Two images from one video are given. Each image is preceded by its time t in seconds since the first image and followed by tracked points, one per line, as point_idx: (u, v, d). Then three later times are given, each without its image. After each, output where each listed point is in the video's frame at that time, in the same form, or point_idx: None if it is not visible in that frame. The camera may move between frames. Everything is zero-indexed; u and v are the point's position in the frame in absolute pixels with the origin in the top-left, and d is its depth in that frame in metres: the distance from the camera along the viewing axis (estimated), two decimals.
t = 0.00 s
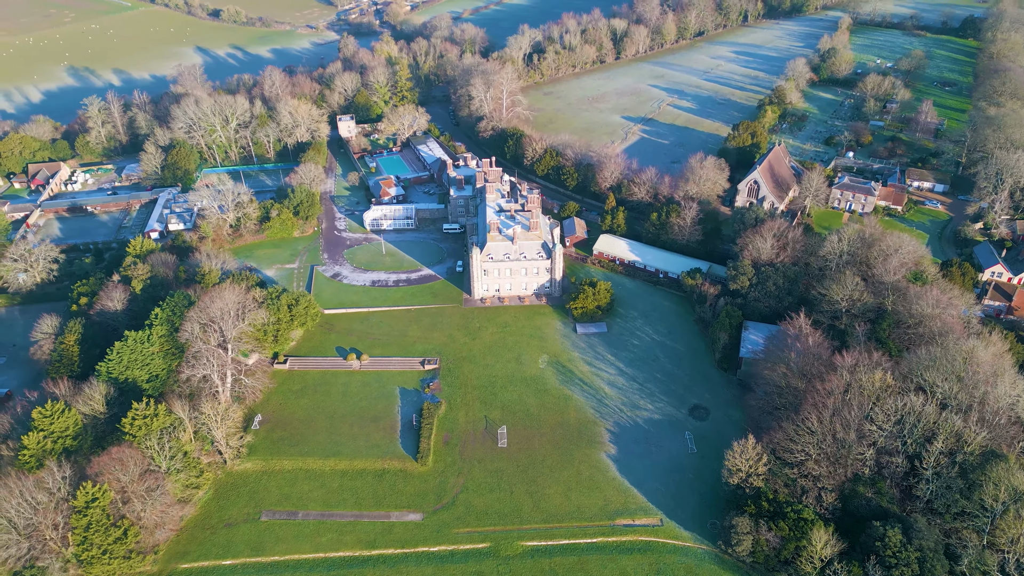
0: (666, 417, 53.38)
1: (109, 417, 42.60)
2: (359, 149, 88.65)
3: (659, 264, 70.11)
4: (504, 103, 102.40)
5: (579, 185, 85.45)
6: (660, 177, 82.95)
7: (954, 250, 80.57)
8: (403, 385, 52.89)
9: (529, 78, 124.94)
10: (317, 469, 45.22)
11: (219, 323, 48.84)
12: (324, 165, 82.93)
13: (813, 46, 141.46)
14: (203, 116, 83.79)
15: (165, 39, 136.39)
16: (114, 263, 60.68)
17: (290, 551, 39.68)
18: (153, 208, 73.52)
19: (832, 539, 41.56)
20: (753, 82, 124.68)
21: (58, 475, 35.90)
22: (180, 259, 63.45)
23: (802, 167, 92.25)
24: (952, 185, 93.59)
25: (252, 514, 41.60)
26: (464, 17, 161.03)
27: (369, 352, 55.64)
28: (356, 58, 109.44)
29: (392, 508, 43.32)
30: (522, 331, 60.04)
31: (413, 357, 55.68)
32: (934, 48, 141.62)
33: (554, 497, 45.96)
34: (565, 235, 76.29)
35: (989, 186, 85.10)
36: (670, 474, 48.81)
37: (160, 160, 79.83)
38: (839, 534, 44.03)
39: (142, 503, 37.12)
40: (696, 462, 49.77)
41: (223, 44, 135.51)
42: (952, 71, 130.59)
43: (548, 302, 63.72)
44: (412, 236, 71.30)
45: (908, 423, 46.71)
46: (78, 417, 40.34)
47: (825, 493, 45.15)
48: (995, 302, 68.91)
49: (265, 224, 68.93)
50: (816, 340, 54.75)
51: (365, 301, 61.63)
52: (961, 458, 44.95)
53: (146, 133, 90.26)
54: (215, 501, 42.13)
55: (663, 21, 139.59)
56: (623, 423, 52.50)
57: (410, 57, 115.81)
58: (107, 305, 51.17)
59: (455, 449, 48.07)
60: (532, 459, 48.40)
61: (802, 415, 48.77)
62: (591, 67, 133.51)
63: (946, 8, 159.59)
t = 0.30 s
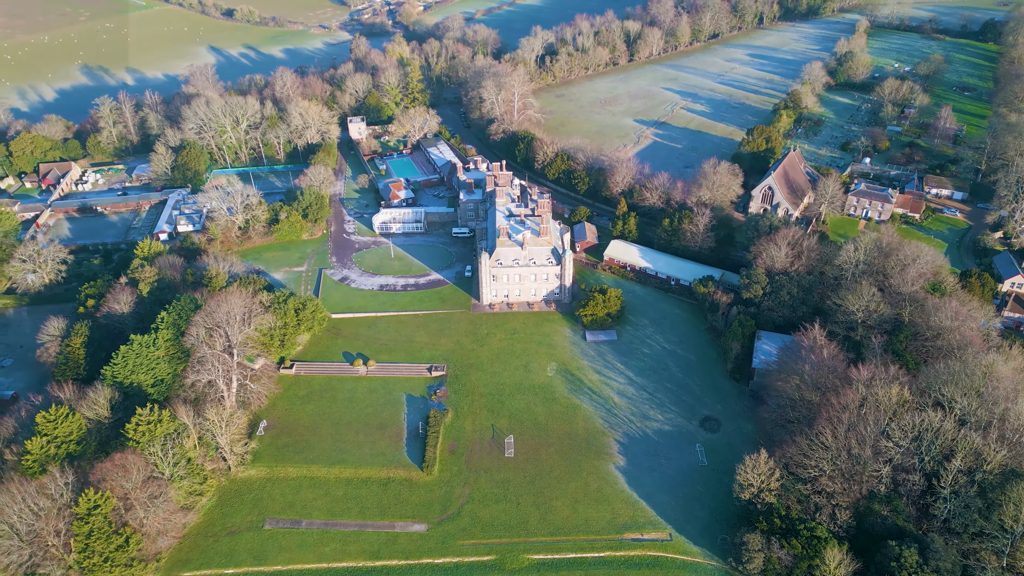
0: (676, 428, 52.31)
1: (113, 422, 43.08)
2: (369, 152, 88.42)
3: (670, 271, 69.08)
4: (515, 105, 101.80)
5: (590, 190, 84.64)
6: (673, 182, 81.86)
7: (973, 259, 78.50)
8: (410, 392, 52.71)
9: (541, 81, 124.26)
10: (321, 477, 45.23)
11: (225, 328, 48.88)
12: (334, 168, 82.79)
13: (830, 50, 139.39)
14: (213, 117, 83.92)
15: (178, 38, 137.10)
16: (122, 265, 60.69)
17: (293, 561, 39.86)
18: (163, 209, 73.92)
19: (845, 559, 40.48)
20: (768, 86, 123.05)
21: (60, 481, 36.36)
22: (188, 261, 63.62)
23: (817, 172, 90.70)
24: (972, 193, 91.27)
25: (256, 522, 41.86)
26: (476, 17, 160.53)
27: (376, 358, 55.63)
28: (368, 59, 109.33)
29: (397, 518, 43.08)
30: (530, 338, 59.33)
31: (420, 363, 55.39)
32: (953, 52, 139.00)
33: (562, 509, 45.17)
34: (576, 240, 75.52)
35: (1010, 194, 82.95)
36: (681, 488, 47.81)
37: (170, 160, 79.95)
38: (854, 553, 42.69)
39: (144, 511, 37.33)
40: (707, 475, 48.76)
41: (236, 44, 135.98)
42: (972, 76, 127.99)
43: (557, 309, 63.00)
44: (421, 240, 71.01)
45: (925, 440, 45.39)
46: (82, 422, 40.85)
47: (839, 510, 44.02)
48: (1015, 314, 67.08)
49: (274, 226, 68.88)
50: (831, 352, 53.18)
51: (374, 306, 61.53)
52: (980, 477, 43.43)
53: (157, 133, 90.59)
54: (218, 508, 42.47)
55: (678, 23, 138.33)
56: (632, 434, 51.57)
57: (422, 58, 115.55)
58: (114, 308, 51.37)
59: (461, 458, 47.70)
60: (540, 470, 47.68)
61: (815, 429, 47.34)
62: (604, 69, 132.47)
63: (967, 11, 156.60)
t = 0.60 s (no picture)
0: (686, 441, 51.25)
1: (117, 427, 44.42)
2: (379, 153, 88.03)
3: (682, 278, 68.05)
4: (526, 108, 100.99)
5: (601, 195, 83.70)
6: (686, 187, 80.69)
7: (993, 270, 75.76)
8: (416, 399, 52.82)
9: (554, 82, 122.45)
10: (325, 486, 45.54)
11: (232, 333, 49.04)
12: (344, 171, 83.13)
13: (848, 53, 137.20)
14: (224, 118, 84.07)
15: (192, 38, 138.75)
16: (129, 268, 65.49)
17: (295, 570, 40.00)
18: (172, 210, 74.51)
19: None
20: (782, 87, 121.25)
21: (62, 488, 37.57)
22: (196, 263, 63.84)
23: (832, 178, 88.93)
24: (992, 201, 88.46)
25: (259, 530, 42.24)
26: (489, 19, 160.16)
27: (383, 364, 55.69)
28: (379, 61, 109.47)
29: (402, 528, 42.94)
30: (539, 345, 58.78)
31: (428, 369, 55.62)
32: (973, 57, 135.81)
33: (569, 521, 44.42)
34: (586, 245, 74.58)
35: None
36: (690, 501, 46.76)
37: (180, 160, 80.35)
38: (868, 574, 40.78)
39: (145, 519, 38.20)
40: (717, 487, 47.78)
41: (250, 44, 137.03)
42: (992, 81, 124.82)
43: (567, 315, 62.36)
44: (430, 244, 70.98)
45: (943, 456, 42.86)
46: (85, 427, 42.19)
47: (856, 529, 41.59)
48: None
49: (282, 229, 69.06)
50: (846, 366, 50.36)
51: (383, 311, 61.48)
52: (999, 496, 40.38)
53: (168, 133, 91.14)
54: (221, 516, 43.05)
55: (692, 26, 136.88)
56: (641, 445, 50.72)
57: (433, 60, 115.68)
58: (120, 310, 53.11)
59: (467, 467, 47.46)
60: (547, 481, 47.06)
61: (826, 442, 45.23)
62: (617, 71, 131.27)
63: (988, 13, 152.91)
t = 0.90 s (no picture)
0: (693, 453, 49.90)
1: (120, 434, 44.79)
2: (390, 157, 89.62)
3: (690, 285, 66.98)
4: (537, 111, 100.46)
5: (613, 200, 83.03)
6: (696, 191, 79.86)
7: (1012, 281, 73.44)
8: (422, 406, 52.22)
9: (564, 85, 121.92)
10: (329, 494, 45.06)
11: (236, 339, 49.72)
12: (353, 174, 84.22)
13: (864, 56, 135.77)
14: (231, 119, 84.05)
15: (205, 39, 140.70)
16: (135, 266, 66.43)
17: None
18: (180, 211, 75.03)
19: None
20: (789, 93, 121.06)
21: (64, 494, 38.62)
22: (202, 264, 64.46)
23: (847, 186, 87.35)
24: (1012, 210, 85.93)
25: (261, 539, 41.79)
26: (499, 19, 160.10)
27: (389, 370, 55.36)
28: (389, 63, 110.55)
29: (405, 539, 42.38)
30: (546, 353, 58.18)
31: (434, 376, 55.06)
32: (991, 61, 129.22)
33: (576, 536, 43.54)
34: (595, 250, 74.15)
35: None
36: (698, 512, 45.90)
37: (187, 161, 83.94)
38: None
39: (147, 527, 38.40)
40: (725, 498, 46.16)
41: (262, 44, 138.62)
42: (1012, 86, 120.04)
43: (576, 323, 61.67)
44: (439, 248, 70.88)
45: (960, 475, 41.18)
46: (87, 433, 42.47)
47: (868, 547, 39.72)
48: None
49: (290, 233, 68.99)
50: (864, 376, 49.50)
51: (389, 316, 61.37)
52: (1021, 517, 38.32)
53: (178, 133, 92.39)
54: (224, 522, 42.72)
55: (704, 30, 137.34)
56: (650, 456, 49.89)
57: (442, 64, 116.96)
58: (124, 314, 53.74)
59: (472, 477, 46.86)
60: (552, 492, 46.35)
61: (838, 458, 43.99)
62: (627, 75, 130.63)
63: (1012, 10, 144.74)
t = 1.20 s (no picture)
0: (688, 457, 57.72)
1: (116, 442, 55.74)
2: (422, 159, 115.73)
3: (658, 268, 79.13)
4: (538, 120, 116.49)
5: (592, 196, 98.90)
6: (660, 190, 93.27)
7: None
8: (445, 354, 71.45)
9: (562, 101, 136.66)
10: (371, 421, 63.56)
11: (311, 295, 71.05)
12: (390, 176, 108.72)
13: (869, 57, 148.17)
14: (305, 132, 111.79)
15: (281, 61, 167.99)
16: (222, 250, 84.06)
17: (350, 485, 56.94)
18: (268, 202, 99.67)
19: (778, 510, 46.98)
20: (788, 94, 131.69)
21: (184, 422, 54.58)
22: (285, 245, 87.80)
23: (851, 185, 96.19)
24: None
25: (325, 454, 60.01)
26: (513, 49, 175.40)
27: (420, 327, 75.46)
28: (422, 84, 133.64)
29: (404, 553, 51.05)
30: (539, 340, 73.06)
31: (453, 332, 74.56)
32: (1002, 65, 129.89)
33: (555, 455, 59.32)
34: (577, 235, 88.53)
35: None
36: (649, 439, 60.21)
37: (272, 164, 112.20)
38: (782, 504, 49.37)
39: (235, 447, 53.72)
40: (669, 428, 60.86)
41: (327, 65, 166.47)
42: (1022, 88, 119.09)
43: (558, 291, 74.36)
44: (459, 233, 93.27)
45: (972, 490, 44.29)
46: (193, 375, 59.43)
47: (872, 555, 43.63)
48: None
49: (348, 220, 93.74)
50: (774, 339, 61.11)
51: (388, 318, 77.04)
52: None
53: (260, 141, 117.27)
54: (297, 441, 61.25)
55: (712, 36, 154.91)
56: (614, 395, 65.49)
57: (463, 83, 138.48)
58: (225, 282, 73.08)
59: (481, 410, 64.42)
60: (540, 420, 63.15)
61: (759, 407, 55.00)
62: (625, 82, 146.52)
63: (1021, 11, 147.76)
